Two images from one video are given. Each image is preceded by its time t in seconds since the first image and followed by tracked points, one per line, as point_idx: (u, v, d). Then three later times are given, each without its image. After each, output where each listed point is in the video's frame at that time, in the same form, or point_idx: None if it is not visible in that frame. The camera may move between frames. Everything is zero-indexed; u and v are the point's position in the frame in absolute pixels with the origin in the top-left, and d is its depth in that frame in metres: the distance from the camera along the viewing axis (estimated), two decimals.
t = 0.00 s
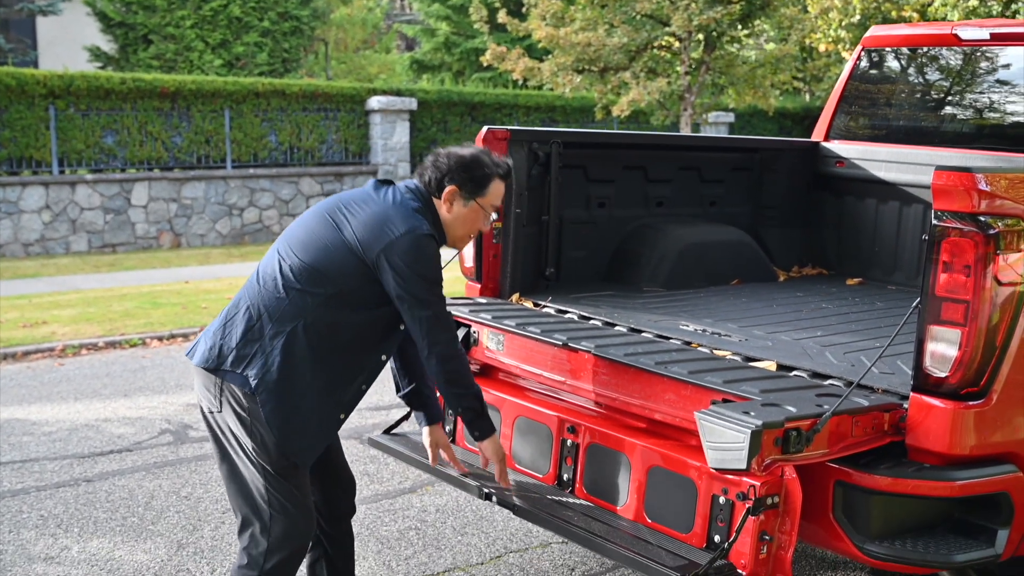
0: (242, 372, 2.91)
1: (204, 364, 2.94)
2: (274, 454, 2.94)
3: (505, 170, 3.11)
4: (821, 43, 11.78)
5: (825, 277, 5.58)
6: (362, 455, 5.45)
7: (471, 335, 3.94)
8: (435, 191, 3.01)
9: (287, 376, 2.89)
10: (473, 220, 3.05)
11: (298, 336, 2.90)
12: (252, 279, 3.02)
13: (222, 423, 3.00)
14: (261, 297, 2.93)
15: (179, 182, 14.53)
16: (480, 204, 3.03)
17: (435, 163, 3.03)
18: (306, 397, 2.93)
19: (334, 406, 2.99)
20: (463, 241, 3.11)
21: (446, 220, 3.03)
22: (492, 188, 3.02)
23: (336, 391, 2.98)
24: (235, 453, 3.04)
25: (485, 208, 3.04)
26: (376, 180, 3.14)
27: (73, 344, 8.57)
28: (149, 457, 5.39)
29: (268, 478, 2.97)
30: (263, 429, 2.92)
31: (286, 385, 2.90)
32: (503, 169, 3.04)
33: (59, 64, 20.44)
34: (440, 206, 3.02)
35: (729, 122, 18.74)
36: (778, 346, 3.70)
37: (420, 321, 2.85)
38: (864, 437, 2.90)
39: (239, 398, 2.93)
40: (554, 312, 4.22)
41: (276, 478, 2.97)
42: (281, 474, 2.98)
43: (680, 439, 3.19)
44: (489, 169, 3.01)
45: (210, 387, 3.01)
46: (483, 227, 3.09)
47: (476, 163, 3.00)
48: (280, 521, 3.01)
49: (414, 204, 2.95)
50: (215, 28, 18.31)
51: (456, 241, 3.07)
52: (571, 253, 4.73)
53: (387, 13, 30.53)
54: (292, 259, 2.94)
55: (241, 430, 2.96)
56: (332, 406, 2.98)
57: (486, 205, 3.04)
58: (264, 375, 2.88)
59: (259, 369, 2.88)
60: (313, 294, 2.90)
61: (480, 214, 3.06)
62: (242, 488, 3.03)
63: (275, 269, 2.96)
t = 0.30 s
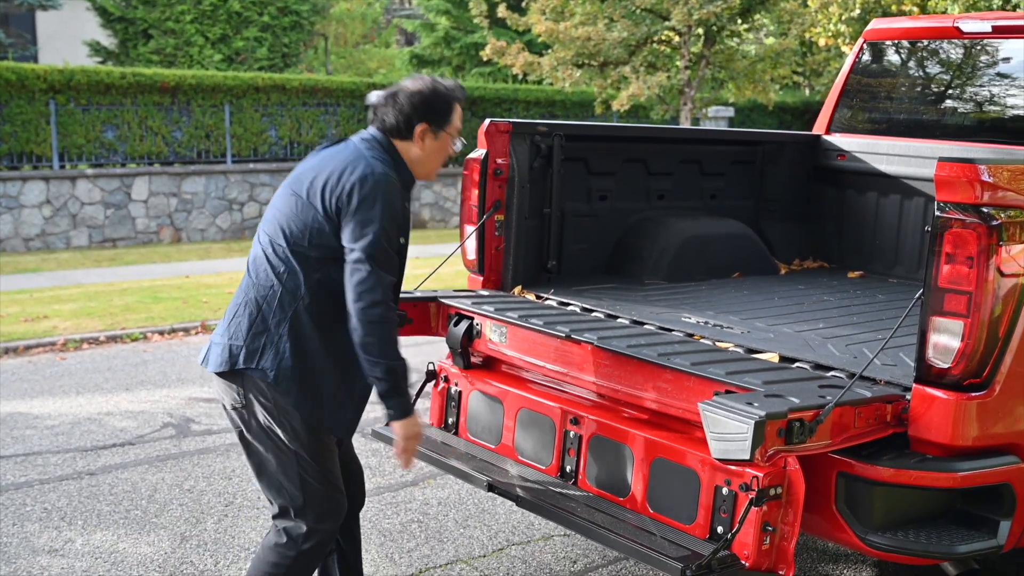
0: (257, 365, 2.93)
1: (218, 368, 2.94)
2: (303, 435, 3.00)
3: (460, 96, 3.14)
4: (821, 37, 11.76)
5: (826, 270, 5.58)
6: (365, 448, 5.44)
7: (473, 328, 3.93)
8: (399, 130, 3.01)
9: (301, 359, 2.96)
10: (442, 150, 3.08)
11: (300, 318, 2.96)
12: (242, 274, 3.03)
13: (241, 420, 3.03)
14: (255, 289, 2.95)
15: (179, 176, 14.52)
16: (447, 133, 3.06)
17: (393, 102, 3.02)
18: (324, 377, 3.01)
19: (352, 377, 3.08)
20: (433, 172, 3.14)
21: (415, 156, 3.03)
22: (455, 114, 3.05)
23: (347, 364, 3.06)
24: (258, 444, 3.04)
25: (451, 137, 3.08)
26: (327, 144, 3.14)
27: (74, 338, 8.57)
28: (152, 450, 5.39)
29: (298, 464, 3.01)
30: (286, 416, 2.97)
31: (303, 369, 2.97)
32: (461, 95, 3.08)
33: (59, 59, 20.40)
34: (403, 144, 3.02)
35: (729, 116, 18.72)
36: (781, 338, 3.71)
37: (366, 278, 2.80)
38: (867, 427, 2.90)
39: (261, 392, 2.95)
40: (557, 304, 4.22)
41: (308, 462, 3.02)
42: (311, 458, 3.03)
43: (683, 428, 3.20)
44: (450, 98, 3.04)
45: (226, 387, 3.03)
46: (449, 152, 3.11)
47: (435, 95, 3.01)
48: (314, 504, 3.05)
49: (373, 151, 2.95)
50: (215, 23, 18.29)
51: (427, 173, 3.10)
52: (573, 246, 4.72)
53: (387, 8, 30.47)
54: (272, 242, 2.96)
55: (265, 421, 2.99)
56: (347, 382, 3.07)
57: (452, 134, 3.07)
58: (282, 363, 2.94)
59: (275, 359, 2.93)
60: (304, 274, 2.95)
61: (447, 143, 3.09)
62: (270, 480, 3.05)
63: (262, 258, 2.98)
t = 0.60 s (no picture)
0: (238, 373, 3.05)
1: (198, 379, 3.04)
2: (281, 433, 3.10)
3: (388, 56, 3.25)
4: (826, 34, 11.75)
5: (833, 268, 5.57)
6: (371, 446, 5.44)
7: (481, 326, 3.93)
8: (334, 104, 3.16)
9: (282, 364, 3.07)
10: (379, 113, 3.24)
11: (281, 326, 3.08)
12: (208, 285, 3.13)
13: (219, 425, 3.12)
14: (227, 299, 3.07)
15: (185, 174, 14.52)
16: (381, 97, 3.20)
17: (323, 76, 3.15)
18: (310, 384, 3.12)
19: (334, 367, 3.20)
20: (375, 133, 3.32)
21: (354, 124, 3.21)
22: (385, 78, 3.19)
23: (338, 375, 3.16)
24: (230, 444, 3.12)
25: (385, 99, 3.22)
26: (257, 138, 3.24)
27: (80, 336, 8.59)
28: (159, 447, 5.41)
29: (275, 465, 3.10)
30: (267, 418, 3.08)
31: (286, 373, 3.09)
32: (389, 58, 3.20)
33: (64, 57, 20.43)
34: (342, 115, 3.19)
35: (734, 114, 18.69)
36: (788, 336, 3.71)
37: (326, 270, 2.91)
38: (875, 425, 2.90)
39: (245, 395, 3.06)
40: (563, 302, 4.22)
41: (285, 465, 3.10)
42: (290, 460, 3.14)
43: (684, 427, 3.21)
44: (378, 64, 3.16)
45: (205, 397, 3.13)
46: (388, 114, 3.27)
47: (364, 63, 3.14)
48: (286, 505, 3.13)
49: (312, 135, 3.09)
50: (220, 21, 18.30)
51: (369, 136, 3.28)
52: (580, 244, 4.73)
53: (391, 6, 30.46)
54: (237, 251, 3.08)
55: (245, 422, 3.09)
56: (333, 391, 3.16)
57: (386, 97, 3.22)
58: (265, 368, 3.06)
59: (258, 365, 3.04)
60: (279, 282, 3.07)
61: (383, 105, 3.24)
62: (243, 481, 3.12)
63: (230, 268, 3.09)
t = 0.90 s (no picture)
0: (248, 365, 3.13)
1: (207, 374, 3.10)
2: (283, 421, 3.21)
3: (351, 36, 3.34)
4: (833, 30, 11.72)
5: (841, 266, 5.55)
6: (378, 444, 5.44)
7: (488, 325, 3.93)
8: (303, 85, 3.23)
9: (288, 350, 3.18)
10: (345, 91, 3.32)
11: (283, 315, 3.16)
12: (201, 279, 3.16)
13: (221, 419, 3.16)
14: (229, 294, 3.12)
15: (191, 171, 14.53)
16: (346, 75, 3.28)
17: (289, 58, 3.22)
18: (314, 367, 3.25)
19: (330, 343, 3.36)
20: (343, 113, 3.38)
21: (323, 102, 3.28)
22: (350, 55, 3.27)
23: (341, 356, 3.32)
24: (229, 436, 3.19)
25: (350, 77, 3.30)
26: (227, 127, 3.27)
27: (87, 333, 8.60)
28: (165, 445, 5.41)
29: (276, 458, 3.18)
30: (270, 410, 3.17)
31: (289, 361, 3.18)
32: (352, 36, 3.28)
33: (71, 54, 20.44)
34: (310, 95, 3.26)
35: (740, 110, 18.65)
36: (796, 335, 3.70)
37: (339, 258, 3.11)
38: (884, 425, 2.89)
39: (253, 386, 3.15)
40: (571, 300, 4.22)
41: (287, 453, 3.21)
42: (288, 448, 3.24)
43: (691, 425, 3.22)
44: (342, 42, 3.25)
45: (205, 392, 3.16)
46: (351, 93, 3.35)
47: (330, 42, 3.23)
48: (286, 495, 3.23)
49: (294, 121, 3.18)
50: (226, 17, 18.30)
51: (338, 115, 3.34)
52: (587, 242, 4.72)
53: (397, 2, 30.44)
54: (233, 244, 3.13)
55: (250, 412, 3.16)
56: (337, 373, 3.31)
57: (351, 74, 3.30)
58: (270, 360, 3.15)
59: (267, 354, 3.14)
60: (280, 274, 3.16)
61: (348, 83, 3.32)
62: (246, 474, 3.18)
63: (229, 262, 3.13)
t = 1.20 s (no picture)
0: (259, 361, 3.23)
1: (224, 375, 3.18)
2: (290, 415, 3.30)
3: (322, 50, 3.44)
4: (838, 29, 11.70)
5: (849, 269, 5.52)
6: (385, 448, 5.43)
7: (496, 331, 3.92)
8: (283, 99, 3.35)
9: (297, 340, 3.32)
10: (323, 104, 3.43)
11: (296, 305, 3.33)
12: (209, 286, 3.25)
13: (230, 412, 3.24)
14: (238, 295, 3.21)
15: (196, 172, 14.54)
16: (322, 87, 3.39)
17: (266, 75, 3.34)
18: (323, 357, 3.37)
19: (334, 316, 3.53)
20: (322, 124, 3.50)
21: (302, 116, 3.39)
22: (324, 69, 3.37)
23: (351, 340, 3.42)
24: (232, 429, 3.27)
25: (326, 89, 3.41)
26: (215, 144, 3.36)
27: (94, 335, 8.61)
28: (172, 450, 5.41)
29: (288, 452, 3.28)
30: (287, 403, 3.29)
31: (304, 353, 3.34)
32: (323, 51, 3.39)
33: (76, 55, 20.45)
34: (289, 109, 3.37)
35: (745, 109, 18.62)
36: (805, 340, 3.68)
37: (345, 240, 3.30)
38: (894, 435, 2.87)
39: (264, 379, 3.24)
40: (579, 306, 4.20)
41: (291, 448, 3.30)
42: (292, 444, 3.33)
43: (697, 433, 3.21)
44: (314, 56, 3.35)
45: (220, 394, 3.23)
46: (330, 103, 3.47)
47: (302, 59, 3.33)
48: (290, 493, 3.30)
49: (281, 132, 3.30)
50: (231, 17, 18.27)
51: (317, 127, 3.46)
52: (594, 246, 4.71)
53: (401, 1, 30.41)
54: (238, 251, 3.23)
55: (256, 405, 3.23)
56: (350, 357, 3.40)
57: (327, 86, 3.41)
58: (287, 351, 3.29)
59: (283, 346, 3.28)
60: (286, 272, 3.29)
61: (324, 96, 3.42)
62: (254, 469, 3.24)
63: (236, 266, 3.24)
